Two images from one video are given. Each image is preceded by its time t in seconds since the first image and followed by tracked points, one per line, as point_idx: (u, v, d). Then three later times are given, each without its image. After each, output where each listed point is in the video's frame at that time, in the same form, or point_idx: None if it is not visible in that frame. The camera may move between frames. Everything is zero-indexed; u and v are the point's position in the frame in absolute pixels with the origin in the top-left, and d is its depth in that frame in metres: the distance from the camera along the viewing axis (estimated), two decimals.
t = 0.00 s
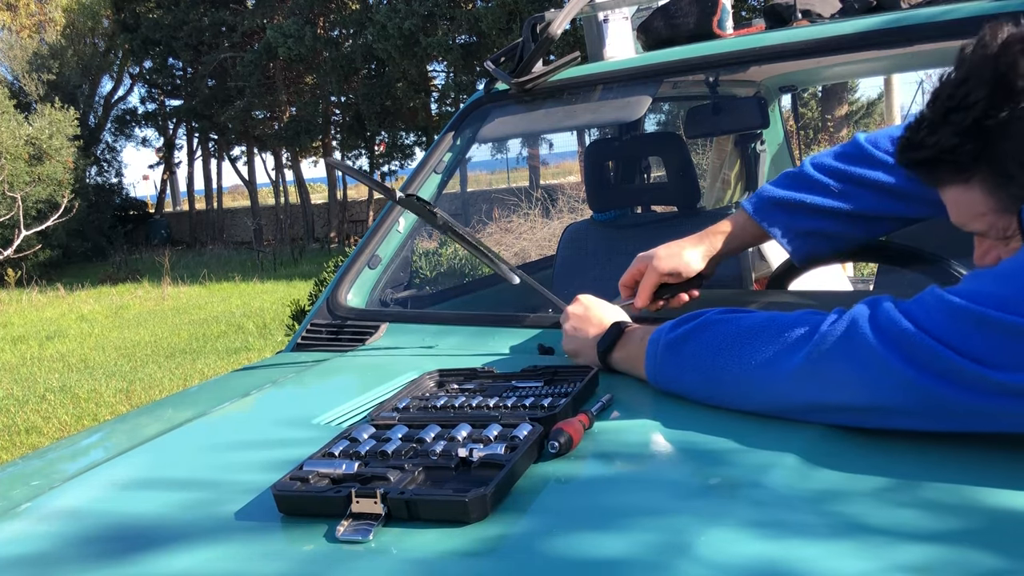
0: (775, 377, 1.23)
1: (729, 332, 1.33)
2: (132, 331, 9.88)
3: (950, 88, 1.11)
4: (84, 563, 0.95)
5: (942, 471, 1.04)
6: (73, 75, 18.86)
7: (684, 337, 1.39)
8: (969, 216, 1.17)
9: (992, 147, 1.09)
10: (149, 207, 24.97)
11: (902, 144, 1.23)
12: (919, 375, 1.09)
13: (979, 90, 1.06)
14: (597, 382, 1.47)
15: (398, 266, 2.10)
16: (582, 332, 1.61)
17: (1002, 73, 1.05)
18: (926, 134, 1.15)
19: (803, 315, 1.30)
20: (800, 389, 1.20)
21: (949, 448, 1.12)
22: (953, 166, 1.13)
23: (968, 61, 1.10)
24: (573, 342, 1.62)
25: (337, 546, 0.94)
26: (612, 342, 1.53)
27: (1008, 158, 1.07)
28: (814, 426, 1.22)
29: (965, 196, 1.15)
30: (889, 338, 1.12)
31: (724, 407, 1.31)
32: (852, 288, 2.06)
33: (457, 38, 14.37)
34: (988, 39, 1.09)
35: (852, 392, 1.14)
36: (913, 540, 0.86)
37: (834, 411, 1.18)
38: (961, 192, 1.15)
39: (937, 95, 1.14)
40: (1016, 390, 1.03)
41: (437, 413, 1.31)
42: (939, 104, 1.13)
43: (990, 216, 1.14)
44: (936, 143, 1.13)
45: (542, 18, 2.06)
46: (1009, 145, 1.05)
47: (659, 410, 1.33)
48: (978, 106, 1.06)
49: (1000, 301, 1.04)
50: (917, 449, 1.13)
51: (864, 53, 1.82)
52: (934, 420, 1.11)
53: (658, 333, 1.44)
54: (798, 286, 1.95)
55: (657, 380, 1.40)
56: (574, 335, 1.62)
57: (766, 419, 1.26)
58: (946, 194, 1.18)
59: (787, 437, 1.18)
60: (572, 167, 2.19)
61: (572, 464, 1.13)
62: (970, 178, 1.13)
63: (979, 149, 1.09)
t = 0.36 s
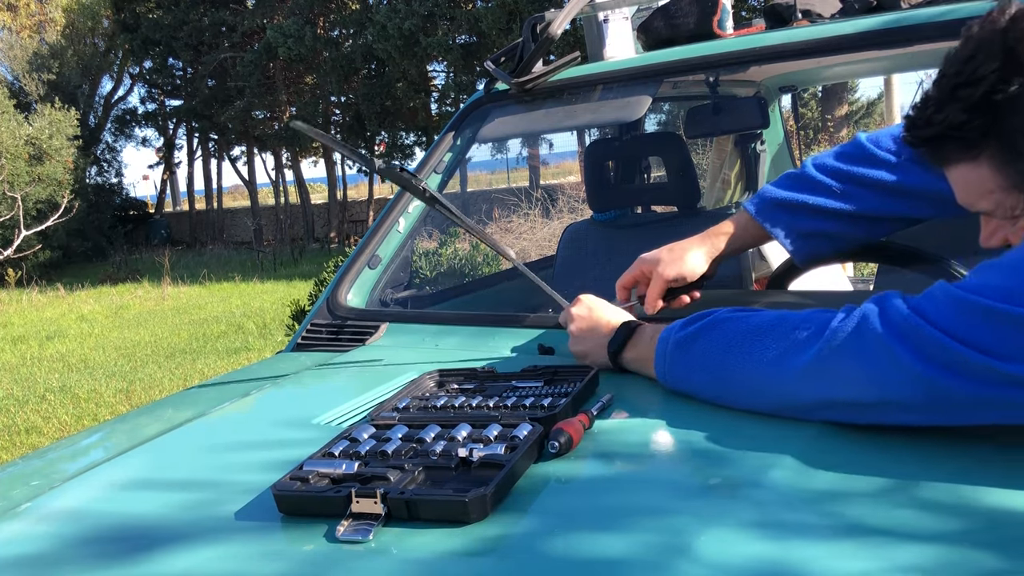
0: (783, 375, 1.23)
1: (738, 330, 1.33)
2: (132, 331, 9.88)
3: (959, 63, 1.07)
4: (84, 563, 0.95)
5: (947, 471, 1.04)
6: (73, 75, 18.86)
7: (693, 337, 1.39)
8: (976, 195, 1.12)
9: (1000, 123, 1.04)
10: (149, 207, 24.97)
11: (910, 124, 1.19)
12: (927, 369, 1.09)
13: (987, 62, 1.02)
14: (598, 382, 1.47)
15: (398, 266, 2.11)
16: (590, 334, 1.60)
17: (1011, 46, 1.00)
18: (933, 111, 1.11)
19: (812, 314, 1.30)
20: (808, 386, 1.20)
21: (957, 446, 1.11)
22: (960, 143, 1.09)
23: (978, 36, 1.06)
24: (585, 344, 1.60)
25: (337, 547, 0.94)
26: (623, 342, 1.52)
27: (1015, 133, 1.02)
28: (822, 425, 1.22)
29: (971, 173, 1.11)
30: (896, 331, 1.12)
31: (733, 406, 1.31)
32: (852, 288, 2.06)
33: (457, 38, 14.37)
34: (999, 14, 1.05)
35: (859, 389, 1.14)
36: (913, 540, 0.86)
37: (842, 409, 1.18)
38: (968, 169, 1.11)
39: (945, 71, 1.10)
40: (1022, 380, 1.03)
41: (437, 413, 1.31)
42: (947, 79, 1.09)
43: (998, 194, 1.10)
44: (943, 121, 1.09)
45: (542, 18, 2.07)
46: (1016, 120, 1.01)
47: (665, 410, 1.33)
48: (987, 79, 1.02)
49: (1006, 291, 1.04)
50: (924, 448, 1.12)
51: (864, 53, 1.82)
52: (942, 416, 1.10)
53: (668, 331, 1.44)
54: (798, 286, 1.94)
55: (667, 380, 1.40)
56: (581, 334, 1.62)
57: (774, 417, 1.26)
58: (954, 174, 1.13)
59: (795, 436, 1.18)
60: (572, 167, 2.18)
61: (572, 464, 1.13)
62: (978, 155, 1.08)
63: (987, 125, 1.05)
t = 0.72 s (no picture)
0: (798, 382, 1.22)
1: (750, 336, 1.32)
2: (132, 330, 9.88)
3: (975, 67, 1.01)
4: (84, 563, 0.95)
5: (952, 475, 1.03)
6: (73, 75, 18.86)
7: (701, 343, 1.38)
8: (993, 201, 1.08)
9: (1020, 127, 0.99)
10: (149, 207, 24.98)
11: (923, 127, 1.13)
12: (943, 377, 1.07)
13: (1008, 67, 0.96)
14: (598, 382, 1.47)
15: (398, 267, 2.11)
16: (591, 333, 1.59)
17: None
18: (949, 116, 1.06)
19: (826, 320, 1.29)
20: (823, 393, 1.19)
21: (964, 451, 1.11)
22: (979, 149, 1.03)
23: (996, 38, 1.01)
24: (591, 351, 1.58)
25: (337, 546, 0.94)
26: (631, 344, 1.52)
27: None
28: (836, 432, 1.21)
29: (989, 179, 1.06)
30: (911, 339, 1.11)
31: (746, 412, 1.30)
32: (853, 289, 2.06)
33: (457, 38, 14.38)
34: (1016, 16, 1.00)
35: (874, 396, 1.13)
36: (912, 540, 0.87)
37: (855, 417, 1.17)
38: (986, 175, 1.06)
39: (961, 74, 1.04)
40: None
41: (437, 413, 1.31)
42: (964, 83, 1.03)
43: (1016, 199, 1.05)
44: (961, 126, 1.03)
45: (542, 18, 2.07)
46: None
47: (671, 412, 1.33)
48: (1008, 84, 0.96)
49: None
50: (934, 453, 1.11)
51: (864, 53, 1.82)
52: (958, 423, 1.09)
53: (676, 336, 1.44)
54: (797, 287, 1.94)
55: (678, 382, 1.40)
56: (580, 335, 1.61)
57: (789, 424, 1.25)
58: (970, 180, 1.08)
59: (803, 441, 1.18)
60: (572, 167, 2.17)
61: (573, 464, 1.13)
62: (996, 160, 1.03)
63: (1006, 129, 0.99)
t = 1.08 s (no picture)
0: (801, 378, 1.21)
1: (750, 332, 1.31)
2: (132, 331, 9.88)
3: (973, 71, 1.02)
4: (84, 563, 0.95)
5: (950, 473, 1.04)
6: (73, 74, 18.87)
7: (699, 341, 1.37)
8: (990, 203, 1.10)
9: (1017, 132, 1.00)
10: (149, 207, 24.98)
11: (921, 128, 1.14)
12: (949, 374, 1.07)
13: (1007, 72, 0.97)
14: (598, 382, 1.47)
15: (399, 266, 2.11)
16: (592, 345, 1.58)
17: None
18: (947, 120, 1.07)
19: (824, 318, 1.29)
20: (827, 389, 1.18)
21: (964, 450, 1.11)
22: (976, 153, 1.04)
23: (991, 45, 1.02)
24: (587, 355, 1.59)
25: (337, 546, 0.94)
26: (616, 341, 1.51)
27: None
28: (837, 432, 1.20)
29: (987, 182, 1.07)
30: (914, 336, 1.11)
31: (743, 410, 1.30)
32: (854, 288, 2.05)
33: (457, 39, 14.38)
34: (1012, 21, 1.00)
35: (880, 391, 1.13)
36: (912, 539, 0.86)
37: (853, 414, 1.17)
38: (984, 177, 1.07)
39: (959, 79, 1.05)
40: None
41: (437, 413, 1.31)
42: (963, 87, 1.04)
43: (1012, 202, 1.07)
44: (959, 131, 1.05)
45: (541, 18, 2.07)
46: None
47: (673, 411, 1.33)
48: (1006, 89, 0.98)
49: None
50: (934, 452, 1.11)
51: (864, 53, 1.82)
52: (956, 423, 1.09)
53: (670, 335, 1.43)
54: (796, 285, 1.94)
55: (674, 381, 1.40)
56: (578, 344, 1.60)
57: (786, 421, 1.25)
58: (967, 179, 1.10)
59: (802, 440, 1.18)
60: (572, 167, 2.17)
61: (574, 464, 1.13)
62: (993, 164, 1.04)
63: (1004, 134, 1.00)
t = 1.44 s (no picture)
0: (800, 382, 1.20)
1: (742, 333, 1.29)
2: (132, 330, 9.88)
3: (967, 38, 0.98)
4: (85, 563, 0.95)
5: (951, 473, 1.04)
6: (73, 74, 18.87)
7: (692, 347, 1.34)
8: (976, 175, 1.05)
9: (1010, 100, 0.96)
10: (149, 207, 24.99)
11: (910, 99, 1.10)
12: (942, 377, 1.06)
13: (1001, 38, 0.93)
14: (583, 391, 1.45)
15: (399, 266, 2.11)
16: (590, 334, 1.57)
17: None
18: (938, 88, 1.03)
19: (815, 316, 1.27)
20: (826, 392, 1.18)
21: (964, 448, 1.11)
22: (965, 121, 1.00)
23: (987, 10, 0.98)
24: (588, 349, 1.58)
25: (314, 559, 0.91)
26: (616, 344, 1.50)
27: None
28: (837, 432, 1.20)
29: (975, 153, 1.03)
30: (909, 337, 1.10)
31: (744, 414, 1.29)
32: (853, 288, 2.06)
33: (457, 39, 14.39)
34: None
35: (879, 396, 1.12)
36: (912, 539, 0.86)
37: (853, 417, 1.17)
38: (973, 150, 1.02)
39: (952, 46, 1.01)
40: None
41: (421, 421, 1.31)
42: (954, 55, 1.00)
43: (1002, 174, 1.02)
44: (949, 98, 1.01)
45: (541, 18, 2.07)
46: None
47: (671, 413, 1.33)
48: (1000, 56, 0.94)
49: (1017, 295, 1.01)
50: (934, 450, 1.12)
51: (864, 53, 1.82)
52: (954, 422, 1.09)
53: (667, 338, 1.40)
54: (795, 286, 1.94)
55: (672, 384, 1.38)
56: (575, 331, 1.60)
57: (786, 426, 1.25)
58: (957, 151, 1.05)
59: (803, 440, 1.18)
60: (572, 167, 2.17)
61: (565, 468, 1.13)
62: (984, 133, 1.00)
63: (995, 101, 0.96)
